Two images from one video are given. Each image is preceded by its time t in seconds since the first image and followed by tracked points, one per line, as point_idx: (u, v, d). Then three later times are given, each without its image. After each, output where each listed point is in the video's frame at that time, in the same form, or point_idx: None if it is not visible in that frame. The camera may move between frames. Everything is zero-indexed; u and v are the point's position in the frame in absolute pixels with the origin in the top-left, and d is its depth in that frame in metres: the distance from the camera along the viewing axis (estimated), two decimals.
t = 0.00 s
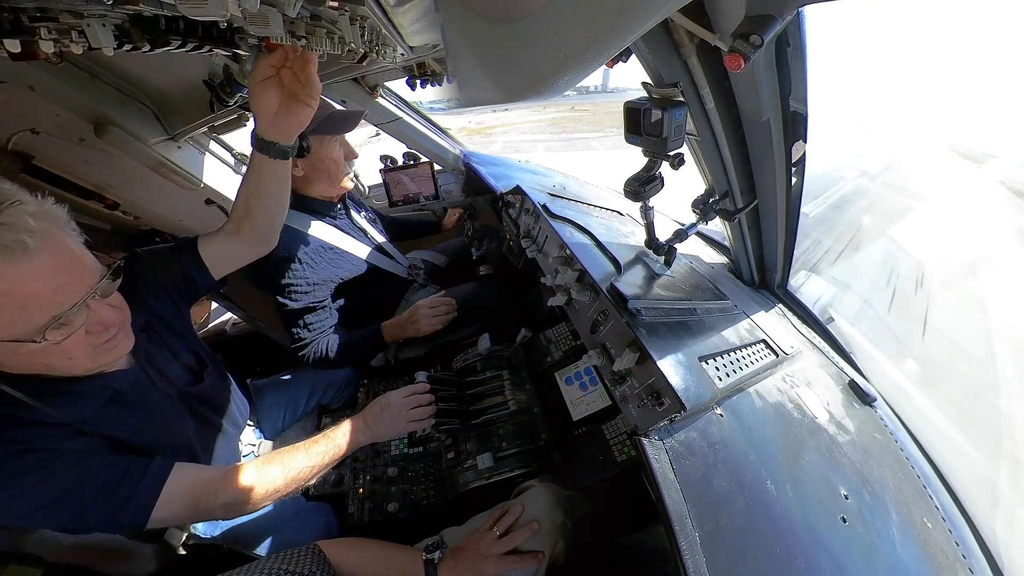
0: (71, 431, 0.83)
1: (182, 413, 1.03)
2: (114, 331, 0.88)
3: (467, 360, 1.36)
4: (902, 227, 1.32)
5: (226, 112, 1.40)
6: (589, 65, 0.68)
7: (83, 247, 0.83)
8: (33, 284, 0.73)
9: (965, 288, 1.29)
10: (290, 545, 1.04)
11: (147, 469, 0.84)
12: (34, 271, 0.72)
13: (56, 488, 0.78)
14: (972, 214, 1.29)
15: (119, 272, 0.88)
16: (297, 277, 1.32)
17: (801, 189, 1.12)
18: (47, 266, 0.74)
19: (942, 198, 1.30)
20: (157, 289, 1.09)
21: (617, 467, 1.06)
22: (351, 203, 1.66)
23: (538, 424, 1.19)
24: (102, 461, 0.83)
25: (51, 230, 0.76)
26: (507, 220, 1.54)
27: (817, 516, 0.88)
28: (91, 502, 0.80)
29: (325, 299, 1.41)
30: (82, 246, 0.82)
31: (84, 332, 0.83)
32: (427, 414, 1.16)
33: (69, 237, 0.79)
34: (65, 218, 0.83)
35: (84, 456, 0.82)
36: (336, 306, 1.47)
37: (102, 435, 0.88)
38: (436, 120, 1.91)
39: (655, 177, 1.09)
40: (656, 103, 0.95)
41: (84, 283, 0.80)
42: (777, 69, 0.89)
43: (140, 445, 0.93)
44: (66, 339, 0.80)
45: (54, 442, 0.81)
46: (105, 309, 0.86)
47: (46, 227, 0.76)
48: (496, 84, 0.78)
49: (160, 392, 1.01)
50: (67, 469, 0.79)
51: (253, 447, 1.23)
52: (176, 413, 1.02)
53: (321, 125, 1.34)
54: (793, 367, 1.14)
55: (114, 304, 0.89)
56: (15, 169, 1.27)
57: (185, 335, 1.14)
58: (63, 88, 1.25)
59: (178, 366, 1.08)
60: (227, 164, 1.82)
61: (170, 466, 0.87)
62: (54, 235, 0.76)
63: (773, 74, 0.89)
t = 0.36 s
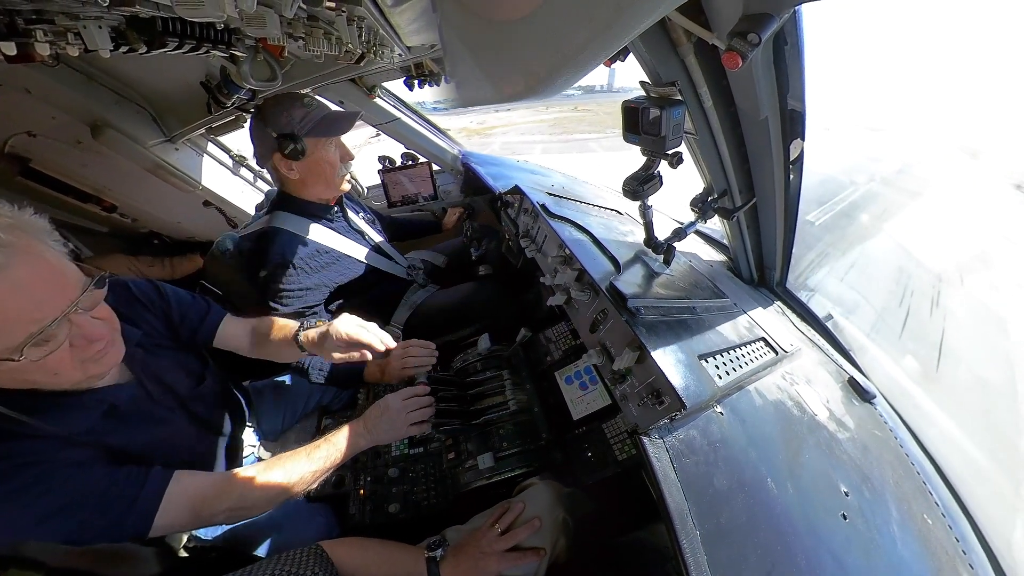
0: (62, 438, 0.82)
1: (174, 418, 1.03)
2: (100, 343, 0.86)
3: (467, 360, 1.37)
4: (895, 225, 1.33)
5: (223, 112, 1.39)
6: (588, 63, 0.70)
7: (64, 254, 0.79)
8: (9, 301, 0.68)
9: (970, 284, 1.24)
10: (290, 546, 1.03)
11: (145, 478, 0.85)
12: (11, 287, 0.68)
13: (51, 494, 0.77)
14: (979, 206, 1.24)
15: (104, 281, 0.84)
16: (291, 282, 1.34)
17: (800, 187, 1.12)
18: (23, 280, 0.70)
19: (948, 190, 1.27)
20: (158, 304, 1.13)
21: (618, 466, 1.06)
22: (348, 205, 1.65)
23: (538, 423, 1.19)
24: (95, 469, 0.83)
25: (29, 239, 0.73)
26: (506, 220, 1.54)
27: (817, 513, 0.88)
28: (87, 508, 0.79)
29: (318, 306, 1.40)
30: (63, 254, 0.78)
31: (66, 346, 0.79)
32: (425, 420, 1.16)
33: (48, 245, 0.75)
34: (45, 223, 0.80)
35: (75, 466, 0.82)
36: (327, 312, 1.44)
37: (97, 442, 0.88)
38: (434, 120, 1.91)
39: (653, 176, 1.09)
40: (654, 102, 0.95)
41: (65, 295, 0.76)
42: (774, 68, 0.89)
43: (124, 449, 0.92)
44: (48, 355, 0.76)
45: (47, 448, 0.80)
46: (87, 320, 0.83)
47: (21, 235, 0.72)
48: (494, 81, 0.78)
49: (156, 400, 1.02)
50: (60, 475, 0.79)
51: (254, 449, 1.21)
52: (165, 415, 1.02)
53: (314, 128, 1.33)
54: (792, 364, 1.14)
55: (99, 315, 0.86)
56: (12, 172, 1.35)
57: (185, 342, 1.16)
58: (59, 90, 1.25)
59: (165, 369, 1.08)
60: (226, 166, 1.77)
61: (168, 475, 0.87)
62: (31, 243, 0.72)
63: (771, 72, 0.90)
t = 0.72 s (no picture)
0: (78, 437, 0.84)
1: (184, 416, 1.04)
2: (122, 353, 0.88)
3: (467, 361, 1.36)
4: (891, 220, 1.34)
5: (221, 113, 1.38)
6: (587, 63, 0.70)
7: (92, 269, 0.82)
8: (40, 315, 0.71)
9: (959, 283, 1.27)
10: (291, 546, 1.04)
11: (161, 477, 0.86)
12: (43, 303, 0.71)
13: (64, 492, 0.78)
14: (980, 202, 1.26)
15: (127, 295, 0.86)
16: (292, 283, 1.33)
17: (799, 185, 1.12)
18: (55, 295, 0.72)
19: (946, 182, 1.29)
20: (165, 303, 1.13)
21: (619, 466, 1.05)
22: (348, 205, 1.66)
23: (538, 423, 1.19)
24: (108, 466, 0.84)
25: (60, 254, 0.76)
26: (506, 220, 1.53)
27: (817, 511, 0.88)
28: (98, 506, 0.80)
29: (319, 304, 1.40)
30: (90, 269, 0.81)
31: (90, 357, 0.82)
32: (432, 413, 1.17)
33: (77, 261, 0.78)
34: (72, 237, 0.83)
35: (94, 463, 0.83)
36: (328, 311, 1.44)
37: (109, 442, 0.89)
38: (433, 120, 1.91)
39: (652, 175, 1.09)
40: (653, 101, 0.95)
41: (92, 309, 0.79)
42: (772, 67, 0.89)
43: (143, 450, 0.94)
44: (73, 366, 0.78)
45: (58, 446, 0.81)
46: (112, 333, 0.85)
47: (53, 250, 0.75)
48: (490, 78, 0.78)
49: (170, 402, 1.03)
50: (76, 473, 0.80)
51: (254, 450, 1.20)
52: (175, 414, 1.03)
53: (310, 127, 1.33)
54: (792, 363, 1.14)
55: (122, 328, 0.88)
56: (10, 174, 1.32)
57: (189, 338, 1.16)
58: (58, 92, 1.25)
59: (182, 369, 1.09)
60: (224, 167, 1.77)
61: (184, 472, 0.89)
62: (62, 259, 0.75)
63: (770, 71, 0.90)
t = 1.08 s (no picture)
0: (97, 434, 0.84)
1: (196, 414, 1.04)
2: (160, 363, 0.93)
3: (468, 363, 1.35)
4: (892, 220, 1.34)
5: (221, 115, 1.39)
6: (588, 62, 0.70)
7: (140, 284, 0.88)
8: (101, 329, 0.76)
9: (957, 283, 1.27)
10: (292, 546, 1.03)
11: (184, 473, 0.87)
12: (104, 317, 0.77)
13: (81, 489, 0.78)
14: (980, 198, 1.24)
15: (171, 309, 0.92)
16: (292, 281, 1.32)
17: (799, 184, 1.12)
18: (113, 310, 0.78)
19: (950, 181, 1.25)
20: (187, 310, 1.15)
21: (619, 466, 1.05)
22: (348, 205, 1.65)
23: (539, 423, 1.18)
24: (126, 463, 0.85)
25: (116, 271, 0.82)
26: (505, 220, 1.53)
27: (818, 510, 0.88)
28: (115, 503, 0.81)
29: (320, 302, 1.40)
30: (140, 284, 0.87)
31: (136, 366, 0.87)
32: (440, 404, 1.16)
33: (130, 277, 0.84)
34: (125, 253, 0.89)
35: (116, 459, 0.84)
36: (328, 309, 1.44)
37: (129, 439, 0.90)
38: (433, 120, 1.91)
39: (652, 175, 1.08)
40: (652, 100, 0.95)
41: (143, 322, 0.84)
42: (772, 65, 0.89)
43: (162, 447, 0.94)
44: (123, 375, 0.84)
45: (73, 443, 0.82)
46: (157, 343, 0.90)
47: (112, 267, 0.81)
48: (489, 77, 0.78)
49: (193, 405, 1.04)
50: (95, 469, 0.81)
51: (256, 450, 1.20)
52: (196, 415, 1.04)
53: (305, 124, 1.33)
54: (793, 362, 1.14)
55: (164, 339, 0.93)
56: (12, 176, 1.32)
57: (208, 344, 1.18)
58: (59, 94, 1.25)
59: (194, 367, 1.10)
60: (224, 168, 1.77)
61: (205, 468, 0.90)
62: (119, 275, 0.81)
63: (769, 70, 0.90)
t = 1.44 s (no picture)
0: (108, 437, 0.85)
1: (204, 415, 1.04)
2: (182, 368, 0.93)
3: (469, 362, 1.36)
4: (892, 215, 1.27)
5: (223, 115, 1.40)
6: (590, 61, 0.70)
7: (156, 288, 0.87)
8: (117, 336, 0.76)
9: (966, 283, 1.22)
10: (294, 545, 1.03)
11: (194, 477, 0.87)
12: (119, 324, 0.76)
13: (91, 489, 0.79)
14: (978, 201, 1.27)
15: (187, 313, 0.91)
16: (298, 277, 1.33)
17: (802, 183, 1.11)
18: (130, 316, 0.78)
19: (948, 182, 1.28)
20: (207, 315, 1.16)
21: (622, 466, 1.02)
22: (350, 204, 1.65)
23: (541, 423, 1.18)
24: (134, 464, 0.85)
25: (131, 277, 0.81)
26: (506, 220, 1.54)
27: (822, 512, 0.87)
28: (128, 505, 0.81)
29: (325, 299, 1.40)
30: (156, 289, 0.86)
31: (157, 372, 0.87)
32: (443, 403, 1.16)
33: (144, 281, 0.84)
34: (139, 257, 0.89)
35: (126, 461, 0.85)
36: (336, 303, 1.44)
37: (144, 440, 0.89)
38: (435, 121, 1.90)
39: (654, 175, 1.08)
40: (653, 100, 0.95)
41: (160, 327, 0.84)
42: (775, 63, 0.89)
43: (176, 450, 0.95)
44: (145, 381, 0.84)
45: (76, 442, 0.82)
46: (176, 348, 0.90)
47: (126, 273, 0.80)
48: (488, 76, 0.77)
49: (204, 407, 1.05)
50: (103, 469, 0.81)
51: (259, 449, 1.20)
52: (201, 414, 1.04)
53: (306, 121, 1.33)
54: (795, 363, 1.13)
55: (183, 343, 0.93)
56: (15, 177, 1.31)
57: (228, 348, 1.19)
58: (65, 96, 1.26)
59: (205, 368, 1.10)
60: (227, 168, 1.78)
61: (216, 472, 0.90)
62: (133, 281, 0.81)
63: (772, 68, 0.89)
